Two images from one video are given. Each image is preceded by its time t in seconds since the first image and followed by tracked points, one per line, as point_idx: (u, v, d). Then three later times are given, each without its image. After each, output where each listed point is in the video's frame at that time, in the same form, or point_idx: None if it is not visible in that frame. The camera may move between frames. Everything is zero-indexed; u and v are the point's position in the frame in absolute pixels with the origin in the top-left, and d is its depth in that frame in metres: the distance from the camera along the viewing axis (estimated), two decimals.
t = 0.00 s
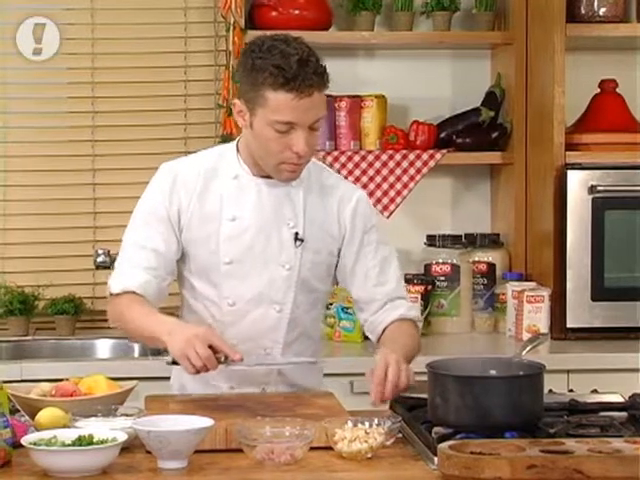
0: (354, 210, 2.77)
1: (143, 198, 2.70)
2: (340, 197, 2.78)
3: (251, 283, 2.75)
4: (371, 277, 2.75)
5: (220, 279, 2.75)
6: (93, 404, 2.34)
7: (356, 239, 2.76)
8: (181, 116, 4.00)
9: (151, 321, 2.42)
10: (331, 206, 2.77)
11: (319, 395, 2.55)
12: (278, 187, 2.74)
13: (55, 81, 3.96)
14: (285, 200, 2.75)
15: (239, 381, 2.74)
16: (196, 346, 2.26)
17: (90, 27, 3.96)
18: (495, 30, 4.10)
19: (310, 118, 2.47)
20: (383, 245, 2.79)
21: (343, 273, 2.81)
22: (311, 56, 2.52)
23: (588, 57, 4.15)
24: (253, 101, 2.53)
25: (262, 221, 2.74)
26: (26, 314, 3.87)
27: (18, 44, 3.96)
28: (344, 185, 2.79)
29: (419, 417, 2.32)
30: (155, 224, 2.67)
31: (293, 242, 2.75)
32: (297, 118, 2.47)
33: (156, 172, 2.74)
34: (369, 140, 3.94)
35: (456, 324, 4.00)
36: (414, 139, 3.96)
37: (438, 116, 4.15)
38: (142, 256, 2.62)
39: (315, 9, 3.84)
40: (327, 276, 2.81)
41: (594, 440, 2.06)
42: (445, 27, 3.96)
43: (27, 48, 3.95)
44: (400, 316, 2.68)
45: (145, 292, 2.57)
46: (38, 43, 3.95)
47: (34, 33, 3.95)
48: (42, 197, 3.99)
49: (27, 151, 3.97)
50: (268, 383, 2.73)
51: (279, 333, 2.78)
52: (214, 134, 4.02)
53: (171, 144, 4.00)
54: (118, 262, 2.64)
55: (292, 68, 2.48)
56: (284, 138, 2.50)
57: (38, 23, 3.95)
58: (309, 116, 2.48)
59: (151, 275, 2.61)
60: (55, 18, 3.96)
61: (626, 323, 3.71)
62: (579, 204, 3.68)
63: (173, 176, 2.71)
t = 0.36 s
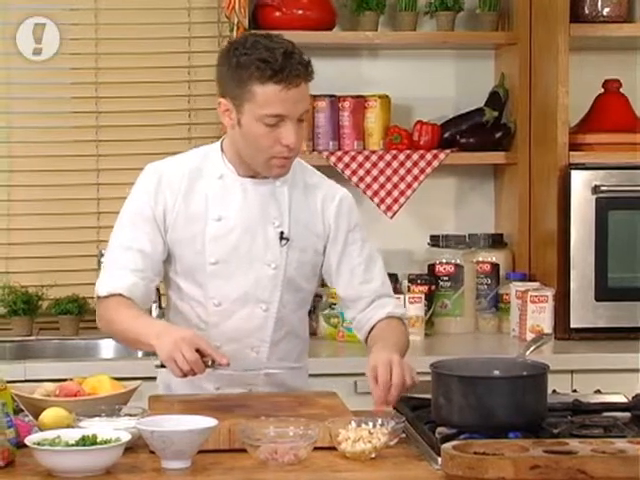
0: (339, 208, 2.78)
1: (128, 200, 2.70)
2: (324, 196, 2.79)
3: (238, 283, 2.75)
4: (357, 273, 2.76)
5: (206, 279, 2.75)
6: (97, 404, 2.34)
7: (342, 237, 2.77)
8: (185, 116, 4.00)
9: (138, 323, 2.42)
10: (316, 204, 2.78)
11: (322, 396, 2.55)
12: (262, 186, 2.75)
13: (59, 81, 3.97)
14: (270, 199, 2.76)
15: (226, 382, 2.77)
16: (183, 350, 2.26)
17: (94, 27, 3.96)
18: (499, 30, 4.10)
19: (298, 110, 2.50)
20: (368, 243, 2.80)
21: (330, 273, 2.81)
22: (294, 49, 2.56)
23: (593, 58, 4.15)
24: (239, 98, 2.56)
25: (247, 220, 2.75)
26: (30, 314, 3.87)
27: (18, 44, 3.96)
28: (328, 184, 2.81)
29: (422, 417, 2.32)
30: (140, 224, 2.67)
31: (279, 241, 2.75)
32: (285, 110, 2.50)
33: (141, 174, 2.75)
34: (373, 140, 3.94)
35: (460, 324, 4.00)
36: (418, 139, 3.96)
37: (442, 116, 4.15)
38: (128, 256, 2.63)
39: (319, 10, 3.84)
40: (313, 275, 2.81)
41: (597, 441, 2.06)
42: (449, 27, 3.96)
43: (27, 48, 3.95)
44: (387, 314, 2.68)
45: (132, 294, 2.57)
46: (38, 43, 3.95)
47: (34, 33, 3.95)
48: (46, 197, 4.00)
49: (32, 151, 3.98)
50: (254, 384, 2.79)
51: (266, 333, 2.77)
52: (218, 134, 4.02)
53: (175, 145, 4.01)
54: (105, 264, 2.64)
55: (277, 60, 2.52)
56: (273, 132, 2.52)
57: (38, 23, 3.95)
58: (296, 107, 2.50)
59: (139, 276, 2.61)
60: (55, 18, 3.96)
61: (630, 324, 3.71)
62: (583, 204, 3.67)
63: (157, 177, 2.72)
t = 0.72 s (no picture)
0: (328, 207, 2.80)
1: (120, 202, 2.72)
2: (314, 195, 2.80)
3: (228, 281, 2.75)
4: (347, 272, 2.78)
5: (197, 278, 2.75)
6: (104, 404, 2.35)
7: (332, 235, 2.79)
8: (193, 116, 4.01)
9: (135, 332, 2.41)
10: (305, 203, 2.80)
11: (329, 396, 2.55)
12: (251, 185, 2.76)
13: (67, 81, 3.97)
14: (260, 198, 2.77)
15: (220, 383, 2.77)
16: (186, 363, 2.25)
17: (102, 27, 3.96)
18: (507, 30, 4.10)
19: (284, 104, 2.55)
20: (358, 243, 2.82)
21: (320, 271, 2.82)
22: (280, 45, 2.62)
23: (600, 58, 4.15)
24: (226, 94, 2.62)
25: (237, 219, 2.76)
26: (37, 314, 3.88)
27: (18, 45, 3.96)
28: (317, 183, 2.83)
29: (430, 417, 2.31)
30: (131, 224, 2.68)
31: (269, 239, 2.76)
32: (271, 104, 2.55)
33: (132, 176, 2.76)
34: (380, 140, 3.94)
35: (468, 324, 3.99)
36: (425, 139, 3.96)
37: (449, 116, 4.15)
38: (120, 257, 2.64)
39: (326, 10, 3.85)
40: (303, 275, 2.82)
41: (605, 441, 2.06)
42: (457, 27, 3.96)
43: (27, 48, 3.95)
44: (377, 314, 2.71)
45: (123, 295, 2.60)
46: (38, 43, 3.95)
47: (34, 33, 3.95)
48: (55, 197, 4.00)
49: (40, 151, 3.98)
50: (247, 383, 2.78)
51: (257, 332, 2.78)
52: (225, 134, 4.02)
53: (183, 145, 4.01)
54: (98, 264, 2.65)
55: (263, 55, 2.58)
56: (260, 127, 2.57)
57: (38, 23, 3.95)
58: (282, 102, 2.55)
59: (131, 277, 2.62)
60: (55, 19, 3.96)
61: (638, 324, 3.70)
62: (590, 204, 3.67)
63: (147, 178, 2.73)
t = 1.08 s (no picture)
0: (332, 205, 2.77)
1: (127, 199, 2.66)
2: (317, 193, 2.78)
3: (235, 278, 2.71)
4: (348, 269, 2.75)
5: (203, 276, 2.71)
6: (117, 404, 2.35)
7: (336, 231, 2.76)
8: (205, 116, 4.01)
9: (146, 339, 2.36)
10: (310, 200, 2.77)
11: (341, 396, 2.55)
12: (256, 183, 2.73)
13: (80, 82, 3.98)
14: (265, 194, 2.74)
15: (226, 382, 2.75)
16: (205, 381, 2.20)
17: (115, 28, 3.97)
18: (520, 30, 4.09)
19: (287, 94, 2.52)
20: (360, 241, 2.79)
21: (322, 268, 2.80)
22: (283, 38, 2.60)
23: (613, 57, 4.14)
24: (230, 86, 2.59)
25: (243, 216, 2.72)
26: (50, 314, 3.88)
27: (18, 45, 3.96)
28: (320, 182, 2.80)
29: (442, 418, 2.31)
30: (139, 221, 2.62)
31: (275, 236, 2.73)
32: (275, 94, 2.52)
33: (136, 173, 2.71)
34: (393, 140, 3.94)
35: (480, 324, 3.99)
36: (438, 139, 3.95)
37: (462, 116, 4.14)
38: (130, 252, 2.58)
39: (339, 10, 3.85)
40: (307, 272, 2.79)
41: (618, 442, 2.05)
42: (469, 27, 3.95)
43: (27, 49, 3.96)
44: (378, 314, 2.68)
45: (140, 287, 2.51)
46: (38, 43, 3.95)
47: (34, 33, 3.95)
48: (68, 196, 4.01)
49: (53, 151, 3.99)
50: (252, 382, 2.76)
51: (263, 329, 2.75)
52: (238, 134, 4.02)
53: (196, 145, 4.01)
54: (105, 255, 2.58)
55: (266, 45, 2.55)
56: (263, 118, 2.53)
57: (38, 24, 3.95)
58: (286, 92, 2.52)
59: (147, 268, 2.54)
60: (54, 19, 3.96)
61: None
62: (603, 204, 3.66)
63: (152, 176, 2.69)
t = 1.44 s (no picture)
0: (327, 193, 2.78)
1: (127, 208, 2.64)
2: (312, 182, 2.79)
3: (241, 271, 2.69)
4: (341, 259, 2.80)
5: (208, 272, 2.69)
6: (129, 403, 2.35)
7: (331, 218, 2.78)
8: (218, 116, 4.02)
9: (162, 341, 2.39)
10: (305, 189, 2.78)
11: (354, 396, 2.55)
12: (251, 175, 2.72)
13: (94, 82, 3.98)
14: (262, 186, 2.73)
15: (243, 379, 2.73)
16: (223, 387, 2.23)
17: (127, 28, 3.98)
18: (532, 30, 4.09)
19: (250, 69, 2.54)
20: (353, 229, 2.83)
21: (320, 256, 2.81)
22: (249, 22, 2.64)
23: (626, 57, 4.13)
24: (200, 72, 2.63)
25: (244, 209, 2.71)
26: (63, 313, 3.89)
27: (21, 45, 3.96)
28: (313, 172, 2.81)
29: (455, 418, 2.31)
30: (143, 224, 2.60)
31: (276, 226, 2.72)
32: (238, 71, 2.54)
33: (132, 182, 2.69)
34: (405, 140, 3.94)
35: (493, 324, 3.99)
36: (450, 139, 3.95)
37: (474, 116, 4.14)
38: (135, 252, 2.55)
39: (352, 10, 3.85)
40: (307, 260, 2.79)
41: (631, 442, 2.05)
42: (481, 27, 3.95)
43: (28, 48, 3.96)
44: (366, 307, 2.78)
45: (155, 287, 2.51)
46: (40, 44, 3.96)
47: (34, 33, 3.96)
48: (80, 196, 4.02)
49: (65, 151, 4.00)
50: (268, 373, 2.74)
51: (274, 319, 2.73)
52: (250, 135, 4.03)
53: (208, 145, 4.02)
54: (115, 265, 2.57)
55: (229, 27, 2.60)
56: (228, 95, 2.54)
57: (39, 23, 3.96)
58: (248, 68, 2.54)
59: (159, 270, 2.54)
60: (58, 20, 3.96)
61: None
62: (616, 203, 3.65)
63: (150, 179, 2.66)
